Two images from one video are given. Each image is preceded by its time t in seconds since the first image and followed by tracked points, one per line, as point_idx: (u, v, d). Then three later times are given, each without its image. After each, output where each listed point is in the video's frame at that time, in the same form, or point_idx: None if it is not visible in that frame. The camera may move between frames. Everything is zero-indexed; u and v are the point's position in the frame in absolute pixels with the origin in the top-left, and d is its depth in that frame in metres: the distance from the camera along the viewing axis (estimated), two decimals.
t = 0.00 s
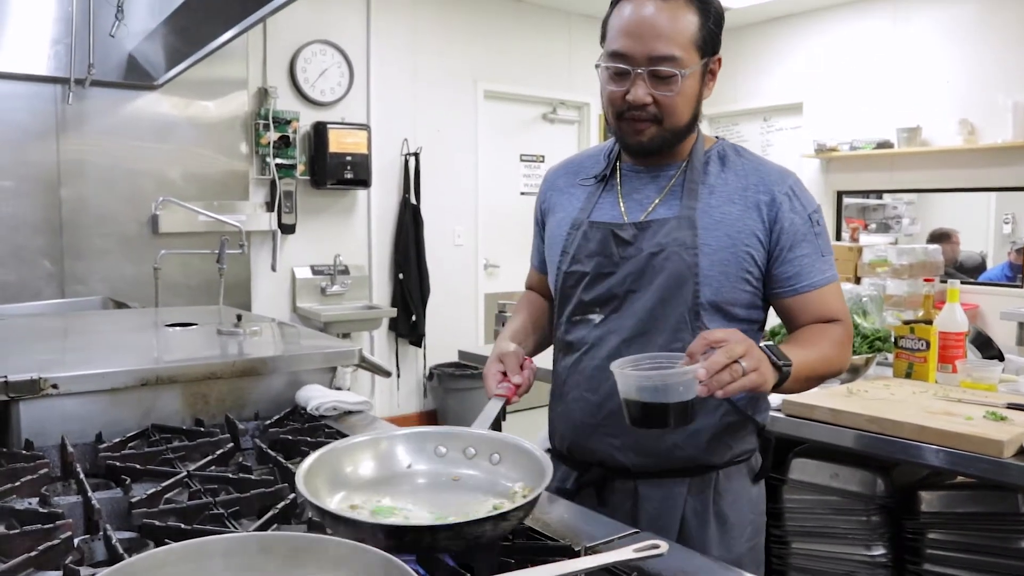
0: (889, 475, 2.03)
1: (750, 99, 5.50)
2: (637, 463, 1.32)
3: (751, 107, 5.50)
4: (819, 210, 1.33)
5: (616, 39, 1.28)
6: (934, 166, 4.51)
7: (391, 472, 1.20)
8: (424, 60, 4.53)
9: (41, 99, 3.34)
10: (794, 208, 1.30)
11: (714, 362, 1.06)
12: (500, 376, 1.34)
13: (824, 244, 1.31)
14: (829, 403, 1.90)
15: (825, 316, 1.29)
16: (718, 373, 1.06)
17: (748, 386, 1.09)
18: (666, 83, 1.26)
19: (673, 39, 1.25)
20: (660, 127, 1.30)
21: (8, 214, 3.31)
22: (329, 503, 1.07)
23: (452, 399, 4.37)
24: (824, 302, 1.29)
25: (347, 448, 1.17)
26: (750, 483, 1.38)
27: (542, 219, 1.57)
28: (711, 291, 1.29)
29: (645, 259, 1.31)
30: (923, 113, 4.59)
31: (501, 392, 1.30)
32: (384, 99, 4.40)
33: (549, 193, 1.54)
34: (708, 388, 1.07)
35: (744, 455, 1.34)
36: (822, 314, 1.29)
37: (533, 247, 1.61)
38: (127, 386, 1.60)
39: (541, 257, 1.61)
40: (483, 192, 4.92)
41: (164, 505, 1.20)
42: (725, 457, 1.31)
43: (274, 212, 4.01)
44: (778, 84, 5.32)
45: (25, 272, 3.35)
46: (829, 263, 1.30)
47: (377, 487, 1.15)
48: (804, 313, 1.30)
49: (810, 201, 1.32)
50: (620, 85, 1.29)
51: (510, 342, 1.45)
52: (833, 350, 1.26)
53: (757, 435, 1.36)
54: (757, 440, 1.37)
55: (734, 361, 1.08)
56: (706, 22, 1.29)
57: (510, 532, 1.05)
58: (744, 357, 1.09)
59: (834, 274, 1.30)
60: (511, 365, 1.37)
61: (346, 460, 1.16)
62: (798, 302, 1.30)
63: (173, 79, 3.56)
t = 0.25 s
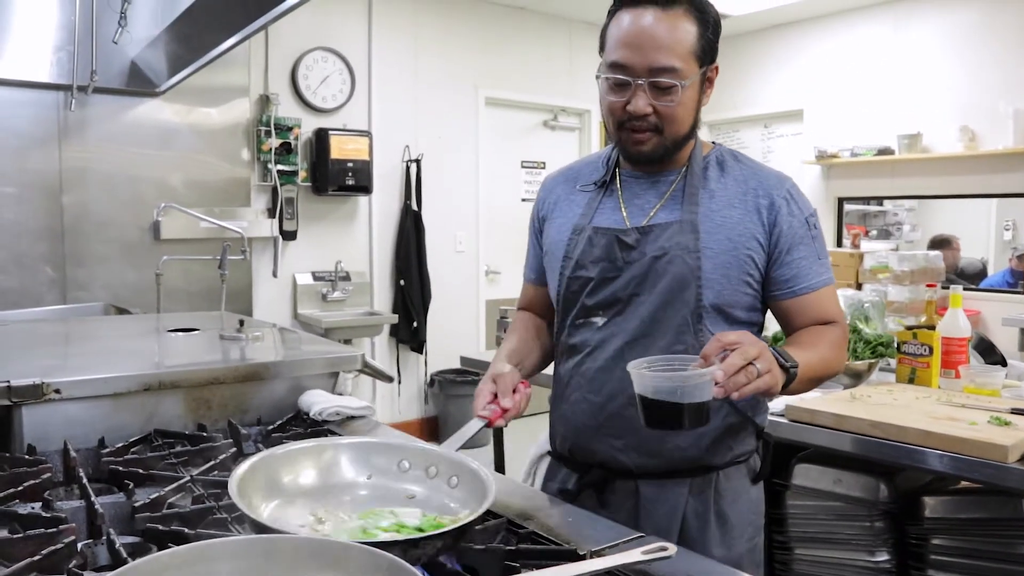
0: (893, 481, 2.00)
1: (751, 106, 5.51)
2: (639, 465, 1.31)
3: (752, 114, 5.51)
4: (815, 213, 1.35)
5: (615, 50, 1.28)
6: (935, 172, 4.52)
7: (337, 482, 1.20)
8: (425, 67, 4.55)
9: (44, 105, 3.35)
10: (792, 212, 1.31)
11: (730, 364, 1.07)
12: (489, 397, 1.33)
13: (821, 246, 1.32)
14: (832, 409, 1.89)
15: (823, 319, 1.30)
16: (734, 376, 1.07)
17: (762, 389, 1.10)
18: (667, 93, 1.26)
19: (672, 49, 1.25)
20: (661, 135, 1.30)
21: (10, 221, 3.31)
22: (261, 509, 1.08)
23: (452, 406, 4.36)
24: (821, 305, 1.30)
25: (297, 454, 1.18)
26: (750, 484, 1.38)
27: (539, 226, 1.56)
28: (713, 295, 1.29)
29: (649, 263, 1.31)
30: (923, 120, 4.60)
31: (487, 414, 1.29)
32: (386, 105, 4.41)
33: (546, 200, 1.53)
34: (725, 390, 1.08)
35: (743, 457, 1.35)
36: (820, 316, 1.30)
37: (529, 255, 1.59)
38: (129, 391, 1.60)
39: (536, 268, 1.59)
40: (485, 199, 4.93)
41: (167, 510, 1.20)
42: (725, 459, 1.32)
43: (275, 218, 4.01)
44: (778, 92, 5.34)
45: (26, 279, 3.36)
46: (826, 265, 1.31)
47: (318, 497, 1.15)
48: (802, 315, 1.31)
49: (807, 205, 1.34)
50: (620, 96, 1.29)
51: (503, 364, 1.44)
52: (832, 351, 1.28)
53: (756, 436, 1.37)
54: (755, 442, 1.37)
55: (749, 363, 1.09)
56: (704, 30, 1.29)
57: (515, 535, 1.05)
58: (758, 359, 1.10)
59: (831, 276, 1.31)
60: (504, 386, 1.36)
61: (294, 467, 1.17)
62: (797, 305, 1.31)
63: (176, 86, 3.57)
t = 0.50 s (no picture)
0: (894, 482, 2.00)
1: (752, 108, 5.52)
2: (641, 462, 1.32)
3: (752, 116, 5.52)
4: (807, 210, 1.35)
5: (604, 47, 1.30)
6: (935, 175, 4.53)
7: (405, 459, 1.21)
8: (427, 70, 4.56)
9: (46, 107, 3.35)
10: (784, 209, 1.32)
11: (714, 362, 1.08)
12: (496, 378, 1.34)
13: (812, 244, 1.33)
14: (833, 409, 1.90)
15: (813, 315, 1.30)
16: (718, 373, 1.08)
17: (747, 386, 1.11)
18: (652, 86, 1.27)
19: (659, 44, 1.27)
20: (648, 128, 1.31)
21: (12, 223, 3.32)
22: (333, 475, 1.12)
23: (453, 408, 4.36)
24: (812, 301, 1.30)
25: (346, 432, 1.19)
26: (748, 481, 1.38)
27: (534, 226, 1.56)
28: (707, 291, 1.30)
29: (643, 261, 1.31)
30: (923, 122, 4.61)
31: (499, 394, 1.30)
32: (387, 107, 4.42)
33: (540, 201, 1.53)
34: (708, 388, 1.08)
35: (742, 453, 1.35)
36: (810, 312, 1.30)
37: (526, 255, 1.60)
38: (133, 391, 1.61)
39: (534, 264, 1.60)
40: (486, 202, 4.94)
41: (172, 509, 1.20)
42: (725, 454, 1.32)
43: (276, 220, 4.01)
44: (779, 94, 5.34)
45: (28, 281, 3.36)
46: (818, 263, 1.32)
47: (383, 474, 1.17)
48: (793, 313, 1.31)
49: (798, 202, 1.34)
50: (609, 90, 1.30)
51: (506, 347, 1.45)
52: (824, 347, 1.28)
53: (753, 433, 1.38)
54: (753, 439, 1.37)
55: (733, 361, 1.09)
56: (692, 28, 1.31)
57: (519, 534, 1.06)
58: (743, 357, 1.11)
59: (823, 272, 1.32)
60: (509, 369, 1.38)
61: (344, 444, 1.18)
62: (788, 301, 1.31)
63: (177, 89, 3.58)
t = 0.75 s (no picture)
0: (894, 481, 2.01)
1: (752, 108, 5.52)
2: (632, 458, 1.33)
3: (753, 116, 5.53)
4: (801, 210, 1.34)
5: (595, 52, 1.32)
6: (935, 174, 4.54)
7: (362, 471, 1.23)
8: (428, 70, 4.57)
9: (48, 107, 3.36)
10: (775, 208, 1.31)
11: (680, 361, 1.07)
12: (493, 394, 1.34)
13: (805, 243, 1.31)
14: (833, 409, 1.90)
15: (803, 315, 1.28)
16: (685, 373, 1.07)
17: (715, 385, 1.11)
18: (641, 89, 1.28)
19: (648, 47, 1.28)
20: (639, 132, 1.31)
21: (14, 224, 3.33)
22: (292, 489, 1.13)
23: (455, 408, 4.35)
24: (802, 301, 1.28)
25: (321, 443, 1.22)
26: (741, 479, 1.39)
27: (535, 231, 1.58)
28: (699, 289, 1.30)
29: (637, 261, 1.32)
30: (924, 123, 4.62)
31: (492, 410, 1.30)
32: (388, 108, 4.43)
33: (542, 204, 1.55)
34: (676, 388, 1.08)
35: (734, 451, 1.36)
36: (801, 312, 1.28)
37: (527, 263, 1.61)
38: (137, 392, 1.62)
39: (535, 273, 1.61)
40: (487, 202, 4.95)
41: (177, 509, 1.21)
42: (713, 451, 1.33)
43: (278, 220, 4.02)
44: (779, 94, 5.35)
45: (30, 281, 3.37)
46: (810, 261, 1.30)
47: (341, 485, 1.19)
48: (783, 311, 1.30)
49: (791, 201, 1.33)
50: (600, 95, 1.31)
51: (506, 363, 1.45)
52: (813, 347, 1.26)
53: (748, 432, 1.38)
54: (748, 437, 1.38)
55: (701, 360, 1.09)
56: (680, 31, 1.32)
57: (521, 533, 1.06)
58: (711, 356, 1.10)
59: (816, 271, 1.30)
60: (507, 384, 1.38)
61: (318, 456, 1.22)
62: (779, 300, 1.29)
63: (179, 89, 3.59)
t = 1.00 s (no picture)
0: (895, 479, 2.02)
1: (753, 108, 5.53)
2: (632, 455, 1.34)
3: (753, 116, 5.54)
4: (798, 209, 1.32)
5: (596, 56, 1.33)
6: (936, 175, 4.55)
7: (372, 467, 1.24)
8: (429, 71, 4.58)
9: (50, 108, 3.38)
10: (771, 207, 1.31)
11: (643, 363, 1.07)
12: (498, 384, 1.35)
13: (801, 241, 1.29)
14: (834, 408, 1.92)
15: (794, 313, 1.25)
16: (648, 374, 1.07)
17: (684, 385, 1.09)
18: (644, 91, 1.29)
19: (648, 49, 1.29)
20: (643, 132, 1.33)
21: (17, 224, 3.34)
22: (307, 491, 1.13)
23: (456, 407, 4.35)
24: (792, 298, 1.25)
25: (330, 441, 1.22)
26: (742, 477, 1.40)
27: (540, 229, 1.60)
28: (694, 288, 1.31)
29: (633, 259, 1.34)
30: (924, 123, 4.63)
31: (498, 399, 1.30)
32: (389, 108, 4.44)
33: (547, 203, 1.57)
34: (641, 389, 1.07)
35: (734, 450, 1.37)
36: (792, 310, 1.25)
37: (534, 258, 1.64)
38: (142, 391, 1.63)
39: (541, 267, 1.63)
40: (488, 203, 4.97)
41: (183, 506, 1.23)
42: (714, 450, 1.34)
43: (280, 220, 4.03)
44: (780, 95, 5.36)
45: (32, 281, 3.38)
46: (805, 259, 1.27)
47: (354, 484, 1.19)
48: (774, 308, 1.27)
49: (786, 200, 1.32)
50: (602, 97, 1.33)
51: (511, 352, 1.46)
52: (802, 346, 1.22)
53: (748, 431, 1.39)
54: (749, 436, 1.39)
55: (665, 361, 1.08)
56: (679, 32, 1.33)
57: (525, 529, 1.08)
58: (676, 356, 1.09)
59: (810, 269, 1.27)
60: (512, 373, 1.39)
61: (328, 453, 1.21)
62: (770, 298, 1.28)
63: (181, 90, 3.60)
